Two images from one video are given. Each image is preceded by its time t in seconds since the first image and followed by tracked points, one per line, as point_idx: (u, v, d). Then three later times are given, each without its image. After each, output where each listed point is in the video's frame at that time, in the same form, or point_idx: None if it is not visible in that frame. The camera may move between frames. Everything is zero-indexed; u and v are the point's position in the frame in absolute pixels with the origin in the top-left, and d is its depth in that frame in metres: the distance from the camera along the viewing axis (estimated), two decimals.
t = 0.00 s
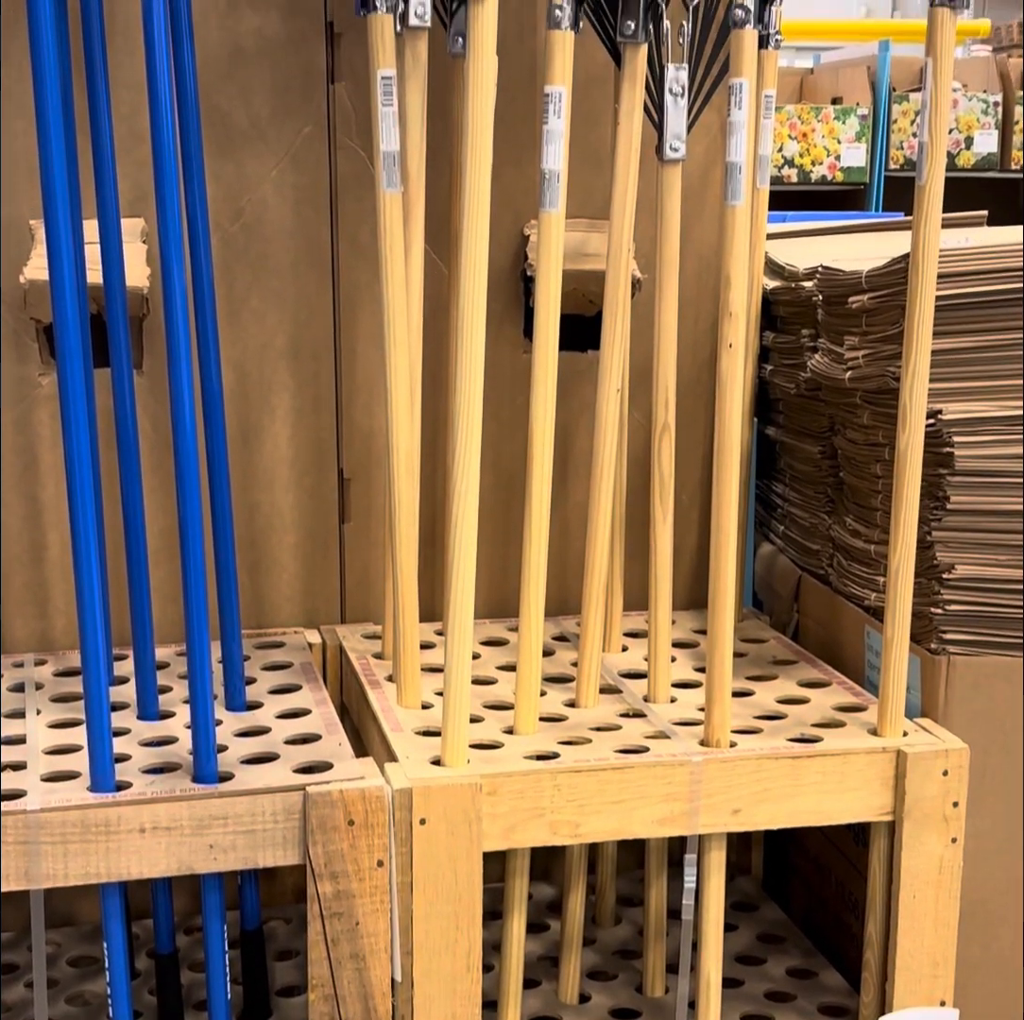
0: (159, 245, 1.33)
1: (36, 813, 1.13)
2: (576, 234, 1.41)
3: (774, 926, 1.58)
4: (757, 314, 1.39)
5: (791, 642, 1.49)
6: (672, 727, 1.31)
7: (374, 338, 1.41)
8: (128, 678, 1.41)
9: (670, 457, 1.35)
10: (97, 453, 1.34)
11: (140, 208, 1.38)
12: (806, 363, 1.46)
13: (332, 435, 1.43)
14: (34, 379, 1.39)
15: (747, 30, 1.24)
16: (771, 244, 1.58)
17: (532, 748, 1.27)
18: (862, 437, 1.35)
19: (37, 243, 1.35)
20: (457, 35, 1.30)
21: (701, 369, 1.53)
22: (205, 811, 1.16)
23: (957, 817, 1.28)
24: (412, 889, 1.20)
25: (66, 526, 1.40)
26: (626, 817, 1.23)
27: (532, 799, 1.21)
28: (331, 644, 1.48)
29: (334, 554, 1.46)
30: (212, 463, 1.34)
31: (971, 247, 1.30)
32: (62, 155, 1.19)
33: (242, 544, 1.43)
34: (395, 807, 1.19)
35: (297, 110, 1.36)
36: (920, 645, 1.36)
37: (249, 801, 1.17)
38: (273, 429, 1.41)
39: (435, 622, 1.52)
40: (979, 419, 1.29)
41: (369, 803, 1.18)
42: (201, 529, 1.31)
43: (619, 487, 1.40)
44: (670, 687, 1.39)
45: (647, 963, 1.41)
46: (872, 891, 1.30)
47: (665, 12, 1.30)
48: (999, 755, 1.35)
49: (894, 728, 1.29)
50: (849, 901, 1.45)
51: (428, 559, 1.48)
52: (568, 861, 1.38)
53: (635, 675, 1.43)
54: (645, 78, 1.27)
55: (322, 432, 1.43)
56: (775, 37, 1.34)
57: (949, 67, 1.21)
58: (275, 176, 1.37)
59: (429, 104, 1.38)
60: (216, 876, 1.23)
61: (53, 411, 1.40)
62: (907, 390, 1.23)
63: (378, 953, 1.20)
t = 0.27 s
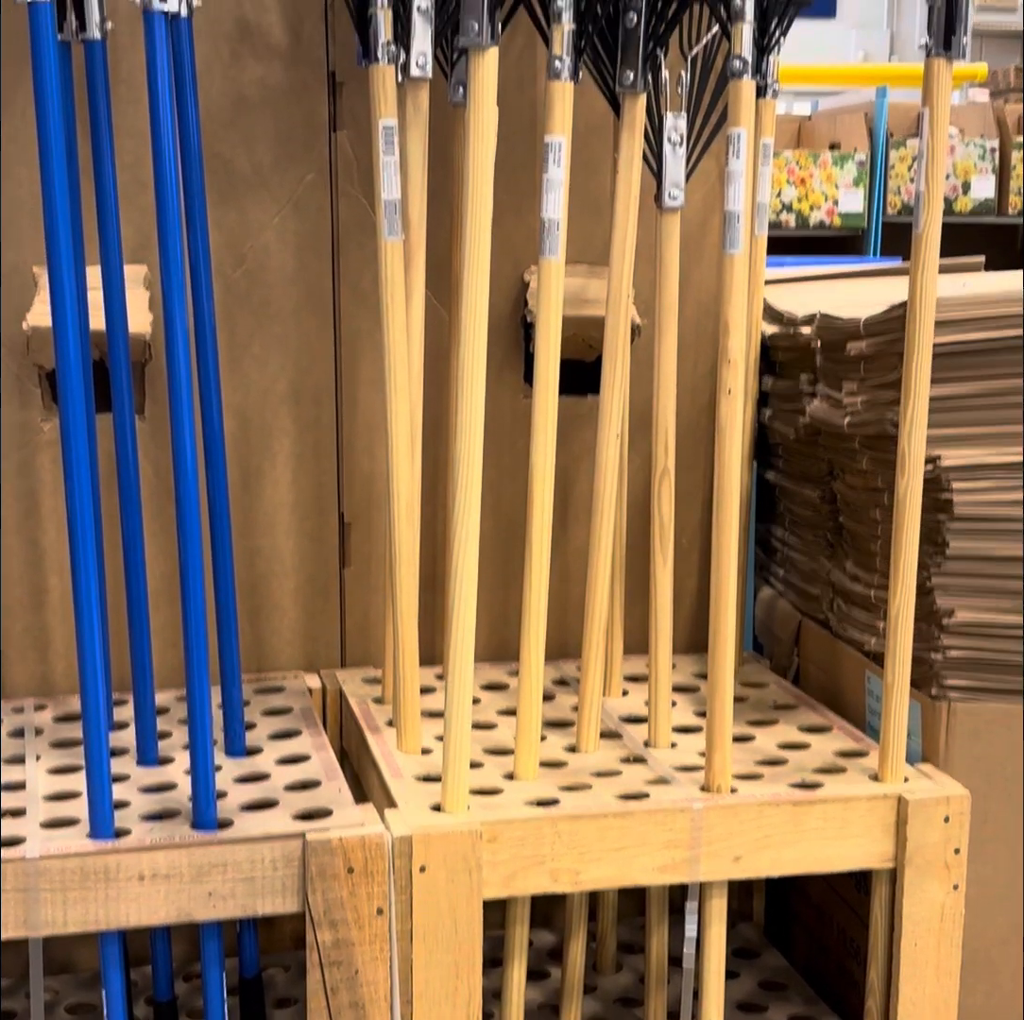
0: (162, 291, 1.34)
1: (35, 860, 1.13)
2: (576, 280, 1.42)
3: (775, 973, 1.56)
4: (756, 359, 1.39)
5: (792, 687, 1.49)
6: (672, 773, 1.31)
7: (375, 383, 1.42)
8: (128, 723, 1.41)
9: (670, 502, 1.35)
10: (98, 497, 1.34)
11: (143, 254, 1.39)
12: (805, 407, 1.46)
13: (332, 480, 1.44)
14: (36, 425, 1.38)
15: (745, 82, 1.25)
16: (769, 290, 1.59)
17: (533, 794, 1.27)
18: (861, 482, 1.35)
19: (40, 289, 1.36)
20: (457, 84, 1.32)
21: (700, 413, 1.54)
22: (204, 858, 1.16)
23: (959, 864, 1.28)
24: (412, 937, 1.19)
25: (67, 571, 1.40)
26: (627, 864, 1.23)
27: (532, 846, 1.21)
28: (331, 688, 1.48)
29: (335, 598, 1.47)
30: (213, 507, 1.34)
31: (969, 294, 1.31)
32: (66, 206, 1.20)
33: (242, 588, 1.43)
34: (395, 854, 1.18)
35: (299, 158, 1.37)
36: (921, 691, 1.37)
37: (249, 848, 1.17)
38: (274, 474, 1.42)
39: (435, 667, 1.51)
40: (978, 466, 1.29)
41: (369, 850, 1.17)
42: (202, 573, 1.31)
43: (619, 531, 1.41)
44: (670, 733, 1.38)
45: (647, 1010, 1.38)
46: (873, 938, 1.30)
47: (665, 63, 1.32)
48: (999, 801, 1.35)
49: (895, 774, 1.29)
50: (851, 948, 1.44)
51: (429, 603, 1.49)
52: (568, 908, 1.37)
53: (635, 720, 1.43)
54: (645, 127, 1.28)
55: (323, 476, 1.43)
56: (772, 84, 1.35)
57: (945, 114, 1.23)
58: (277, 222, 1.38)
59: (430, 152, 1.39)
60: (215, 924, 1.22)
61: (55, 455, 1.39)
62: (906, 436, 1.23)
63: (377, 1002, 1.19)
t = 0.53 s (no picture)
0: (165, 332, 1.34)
1: (34, 902, 1.12)
2: (577, 321, 1.42)
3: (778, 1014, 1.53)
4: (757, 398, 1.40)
5: (795, 728, 1.48)
6: (675, 815, 1.30)
7: (377, 423, 1.42)
8: (128, 764, 1.40)
9: (671, 541, 1.35)
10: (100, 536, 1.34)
11: (145, 295, 1.40)
12: (806, 447, 1.47)
13: (333, 521, 1.44)
14: (39, 464, 1.38)
15: (746, 125, 1.25)
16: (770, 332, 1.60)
17: (534, 836, 1.26)
18: (862, 522, 1.35)
19: (43, 330, 1.36)
20: (458, 127, 1.33)
21: (701, 452, 1.54)
22: (204, 900, 1.15)
23: (963, 906, 1.27)
24: (413, 979, 1.18)
25: (68, 610, 1.40)
26: (629, 906, 1.22)
27: (534, 888, 1.20)
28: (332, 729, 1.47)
29: (335, 638, 1.46)
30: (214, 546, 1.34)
31: (969, 336, 1.32)
32: (70, 248, 1.21)
33: (243, 628, 1.43)
34: (396, 896, 1.17)
35: (301, 199, 1.37)
36: (924, 732, 1.36)
37: (249, 891, 1.16)
38: (276, 514, 1.42)
39: (436, 707, 1.51)
40: (979, 506, 1.29)
41: (370, 893, 1.16)
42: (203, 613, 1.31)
43: (621, 570, 1.41)
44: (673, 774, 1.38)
45: None
46: (877, 981, 1.29)
47: (666, 105, 1.34)
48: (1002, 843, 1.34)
49: (899, 816, 1.28)
50: (855, 991, 1.43)
51: (430, 643, 1.48)
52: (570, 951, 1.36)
53: (637, 761, 1.42)
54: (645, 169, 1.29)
55: (324, 516, 1.43)
56: (772, 127, 1.36)
57: (945, 156, 1.24)
58: (280, 263, 1.38)
59: (431, 193, 1.40)
60: (215, 967, 1.21)
61: (57, 495, 1.39)
62: (908, 476, 1.23)
63: None
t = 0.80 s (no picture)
0: (168, 370, 1.35)
1: (34, 943, 1.12)
2: (579, 358, 1.43)
3: None
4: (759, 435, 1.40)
5: (798, 766, 1.48)
6: (678, 854, 1.29)
7: (379, 460, 1.42)
8: (128, 803, 1.39)
9: (674, 578, 1.35)
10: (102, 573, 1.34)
11: (149, 333, 1.40)
12: (808, 484, 1.47)
13: (335, 558, 1.44)
14: (40, 501, 1.37)
15: (746, 163, 1.26)
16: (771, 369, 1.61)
17: (537, 875, 1.25)
18: (865, 559, 1.35)
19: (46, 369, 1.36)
20: (461, 165, 1.34)
21: (703, 489, 1.54)
22: (205, 941, 1.15)
23: (968, 945, 1.26)
24: None
25: (69, 648, 1.39)
26: (632, 946, 1.21)
27: (537, 929, 1.19)
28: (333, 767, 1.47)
29: (337, 676, 1.46)
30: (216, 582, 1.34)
31: (970, 373, 1.32)
32: (75, 287, 1.22)
33: (244, 666, 1.43)
34: (399, 936, 1.15)
35: (304, 238, 1.38)
36: (927, 770, 1.35)
37: (250, 931, 1.15)
38: (277, 550, 1.42)
39: (438, 745, 1.50)
40: (981, 544, 1.29)
41: (372, 933, 1.15)
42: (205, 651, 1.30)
43: (624, 607, 1.40)
44: (676, 812, 1.37)
45: None
46: None
47: (667, 143, 1.34)
48: (1007, 881, 1.34)
49: (903, 855, 1.28)
50: None
51: (432, 680, 1.48)
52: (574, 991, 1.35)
53: (640, 800, 1.42)
54: (646, 208, 1.29)
55: (326, 554, 1.43)
56: (773, 166, 1.36)
57: (945, 195, 1.23)
58: (283, 302, 1.39)
59: (434, 232, 1.40)
60: (215, 1009, 1.20)
61: (58, 532, 1.38)
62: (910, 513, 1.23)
63: None
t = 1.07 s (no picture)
0: (170, 409, 1.35)
1: (32, 983, 1.11)
2: (579, 396, 1.43)
3: None
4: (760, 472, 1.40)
5: (800, 806, 1.47)
6: (679, 895, 1.29)
7: (380, 498, 1.42)
8: (128, 843, 1.39)
9: (674, 616, 1.35)
10: (102, 611, 1.34)
11: (151, 373, 1.41)
12: (808, 521, 1.46)
13: (336, 596, 1.44)
14: (41, 539, 1.38)
15: (746, 203, 1.27)
16: (771, 408, 1.61)
17: (538, 916, 1.24)
18: (866, 597, 1.35)
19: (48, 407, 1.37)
20: (462, 205, 1.35)
21: (704, 527, 1.54)
22: (204, 982, 1.14)
23: (971, 986, 1.26)
24: None
25: (69, 688, 1.39)
26: (634, 988, 1.20)
27: (538, 970, 1.18)
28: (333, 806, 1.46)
29: (337, 714, 1.46)
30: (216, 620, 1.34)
31: (969, 412, 1.33)
32: (76, 327, 1.22)
33: (244, 705, 1.43)
34: (398, 978, 1.15)
35: (306, 277, 1.39)
36: (930, 809, 1.35)
37: (249, 973, 1.14)
38: (278, 588, 1.42)
39: (438, 783, 1.50)
40: (982, 583, 1.29)
41: (371, 975, 1.14)
42: (205, 691, 1.30)
43: (624, 645, 1.40)
44: (677, 852, 1.37)
45: None
46: None
47: (667, 184, 1.35)
48: (1010, 922, 1.33)
49: (906, 895, 1.27)
50: None
51: (432, 719, 1.48)
52: None
53: (641, 839, 1.41)
54: (647, 247, 1.30)
55: (327, 592, 1.43)
56: (772, 206, 1.37)
57: (944, 234, 1.23)
58: (285, 341, 1.40)
59: (435, 271, 1.41)
60: None
61: (59, 570, 1.38)
62: (910, 551, 1.23)
63: None
